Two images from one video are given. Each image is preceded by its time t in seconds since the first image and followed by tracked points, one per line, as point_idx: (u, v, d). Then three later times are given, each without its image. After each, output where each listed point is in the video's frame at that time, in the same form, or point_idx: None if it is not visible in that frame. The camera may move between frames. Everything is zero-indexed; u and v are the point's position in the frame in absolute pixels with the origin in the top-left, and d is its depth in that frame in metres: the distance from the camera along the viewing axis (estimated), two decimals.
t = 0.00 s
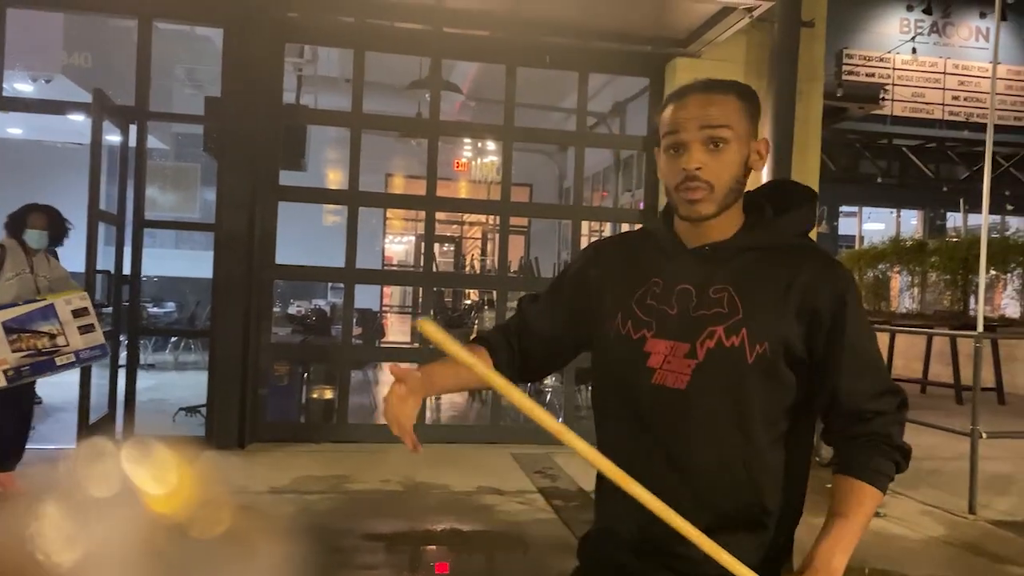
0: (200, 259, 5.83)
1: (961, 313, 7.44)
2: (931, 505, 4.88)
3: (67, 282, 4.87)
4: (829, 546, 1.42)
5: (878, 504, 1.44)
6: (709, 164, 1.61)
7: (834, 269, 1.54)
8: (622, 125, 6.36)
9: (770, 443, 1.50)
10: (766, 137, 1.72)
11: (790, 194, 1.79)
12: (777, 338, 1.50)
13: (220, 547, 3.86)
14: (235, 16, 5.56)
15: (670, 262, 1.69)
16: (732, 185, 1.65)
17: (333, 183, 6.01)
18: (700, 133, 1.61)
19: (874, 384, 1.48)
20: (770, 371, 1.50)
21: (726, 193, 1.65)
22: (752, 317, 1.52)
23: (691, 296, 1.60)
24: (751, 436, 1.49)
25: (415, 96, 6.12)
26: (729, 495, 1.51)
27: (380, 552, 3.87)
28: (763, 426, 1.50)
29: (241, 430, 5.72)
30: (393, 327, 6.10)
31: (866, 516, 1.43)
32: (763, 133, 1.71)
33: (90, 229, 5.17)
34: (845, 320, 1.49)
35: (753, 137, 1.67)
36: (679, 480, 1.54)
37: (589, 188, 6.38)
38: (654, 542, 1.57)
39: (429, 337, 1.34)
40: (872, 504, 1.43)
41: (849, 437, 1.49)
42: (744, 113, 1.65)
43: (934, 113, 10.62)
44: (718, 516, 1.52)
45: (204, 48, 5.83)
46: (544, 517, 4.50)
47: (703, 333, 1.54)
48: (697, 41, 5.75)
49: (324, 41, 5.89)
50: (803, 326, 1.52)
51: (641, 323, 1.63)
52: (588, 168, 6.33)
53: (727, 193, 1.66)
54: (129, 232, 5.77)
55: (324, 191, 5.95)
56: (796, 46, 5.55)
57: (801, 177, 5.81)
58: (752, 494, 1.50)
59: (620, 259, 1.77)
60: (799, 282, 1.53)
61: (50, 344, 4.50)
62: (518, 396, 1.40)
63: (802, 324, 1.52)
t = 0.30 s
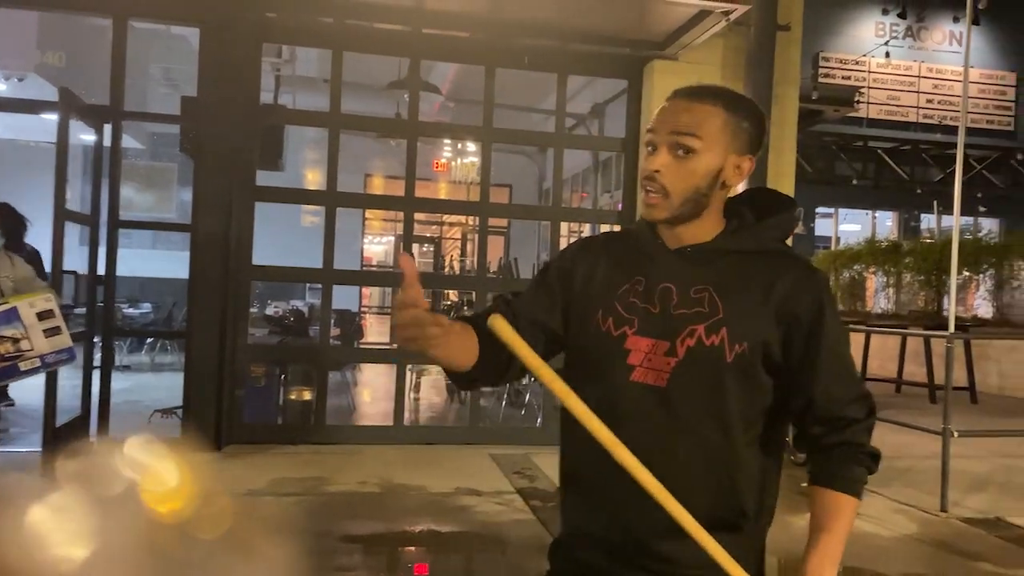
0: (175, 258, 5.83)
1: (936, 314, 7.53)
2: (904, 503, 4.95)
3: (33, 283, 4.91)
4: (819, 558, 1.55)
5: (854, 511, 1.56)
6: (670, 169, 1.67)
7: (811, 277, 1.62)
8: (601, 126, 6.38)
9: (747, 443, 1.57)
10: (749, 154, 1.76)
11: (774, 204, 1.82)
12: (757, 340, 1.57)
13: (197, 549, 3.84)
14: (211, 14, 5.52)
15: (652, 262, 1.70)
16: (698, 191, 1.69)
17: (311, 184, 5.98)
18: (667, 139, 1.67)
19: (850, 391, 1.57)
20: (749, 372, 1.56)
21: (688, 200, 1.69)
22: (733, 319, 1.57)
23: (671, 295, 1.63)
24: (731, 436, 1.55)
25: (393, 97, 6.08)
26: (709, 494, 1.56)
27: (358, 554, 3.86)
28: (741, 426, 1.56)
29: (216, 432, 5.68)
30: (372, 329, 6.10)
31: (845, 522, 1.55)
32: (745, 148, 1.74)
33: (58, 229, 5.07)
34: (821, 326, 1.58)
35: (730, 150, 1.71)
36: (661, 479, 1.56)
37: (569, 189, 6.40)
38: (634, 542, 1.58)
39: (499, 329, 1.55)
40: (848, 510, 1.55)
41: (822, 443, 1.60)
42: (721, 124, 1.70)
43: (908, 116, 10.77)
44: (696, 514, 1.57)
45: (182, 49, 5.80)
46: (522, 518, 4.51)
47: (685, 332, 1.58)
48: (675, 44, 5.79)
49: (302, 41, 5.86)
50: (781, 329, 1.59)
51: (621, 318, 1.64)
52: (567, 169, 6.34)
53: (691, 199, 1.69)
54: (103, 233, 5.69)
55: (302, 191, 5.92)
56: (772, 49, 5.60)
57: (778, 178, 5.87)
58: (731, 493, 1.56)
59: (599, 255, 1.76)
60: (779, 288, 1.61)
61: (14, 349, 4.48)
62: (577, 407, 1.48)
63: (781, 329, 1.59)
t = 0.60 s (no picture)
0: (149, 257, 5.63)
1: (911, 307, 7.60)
2: (881, 494, 4.99)
3: None
4: (781, 555, 1.54)
5: (814, 507, 1.57)
6: (656, 156, 1.66)
7: (783, 274, 1.62)
8: (580, 121, 6.38)
9: (717, 436, 1.57)
10: (728, 145, 1.76)
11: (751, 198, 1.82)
12: (728, 334, 1.57)
13: (175, 548, 3.80)
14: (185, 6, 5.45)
15: (629, 255, 1.69)
16: (681, 181, 1.69)
17: (288, 179, 5.93)
18: (652, 127, 1.67)
19: (818, 389, 1.58)
20: (718, 365, 1.57)
21: (671, 189, 1.69)
22: (706, 312, 1.58)
23: (647, 287, 1.63)
24: (701, 428, 1.55)
25: (370, 91, 6.05)
26: (677, 487, 1.56)
27: (338, 550, 3.84)
28: (711, 418, 1.56)
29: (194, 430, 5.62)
30: (351, 325, 6.06)
31: (805, 518, 1.55)
32: (726, 138, 1.75)
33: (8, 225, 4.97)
34: (791, 322, 1.59)
35: (712, 140, 1.71)
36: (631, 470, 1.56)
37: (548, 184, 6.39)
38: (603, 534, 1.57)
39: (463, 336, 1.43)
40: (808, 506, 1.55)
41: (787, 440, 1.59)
42: (704, 114, 1.70)
43: (883, 110, 11.02)
44: (665, 505, 1.57)
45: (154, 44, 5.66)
46: (502, 512, 4.51)
47: (657, 324, 1.58)
48: (653, 38, 5.79)
49: (279, 34, 5.84)
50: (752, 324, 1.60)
51: (596, 310, 1.64)
52: (546, 164, 6.33)
53: (673, 189, 1.69)
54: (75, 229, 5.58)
55: (278, 186, 5.87)
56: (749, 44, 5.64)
57: (755, 172, 5.91)
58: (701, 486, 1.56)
59: (575, 248, 1.75)
60: (750, 283, 1.62)
61: None
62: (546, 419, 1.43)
63: (751, 324, 1.59)
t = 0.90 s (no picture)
0: (135, 254, 5.59)
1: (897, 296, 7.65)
2: (868, 481, 5.02)
3: None
4: (752, 546, 1.45)
5: (791, 496, 1.47)
6: (580, 149, 1.65)
7: (747, 255, 1.54)
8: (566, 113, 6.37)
9: (683, 426, 1.53)
10: (669, 122, 1.68)
11: (718, 184, 1.77)
12: (688, 321, 1.52)
13: (166, 546, 3.78)
14: None
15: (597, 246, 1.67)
16: (612, 168, 1.64)
17: (273, 174, 5.90)
18: (576, 120, 1.65)
19: (789, 375, 1.49)
20: (681, 354, 1.52)
21: (604, 177, 1.65)
22: (667, 299, 1.53)
23: (613, 277, 1.60)
24: (666, 419, 1.52)
25: (355, 85, 5.96)
26: (645, 477, 1.53)
27: (327, 546, 3.83)
28: (676, 409, 1.52)
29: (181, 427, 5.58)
30: (339, 320, 6.06)
31: (779, 509, 1.46)
32: (663, 120, 1.67)
33: None
34: (756, 307, 1.50)
35: (643, 124, 1.65)
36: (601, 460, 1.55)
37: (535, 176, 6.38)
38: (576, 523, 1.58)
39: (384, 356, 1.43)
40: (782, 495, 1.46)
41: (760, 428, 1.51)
42: (626, 97, 1.64)
43: (867, 99, 11.09)
44: (636, 496, 1.54)
45: (135, 39, 5.55)
46: (491, 505, 4.51)
47: (617, 314, 1.55)
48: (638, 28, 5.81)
49: (261, 28, 5.78)
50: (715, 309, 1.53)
51: (564, 301, 1.64)
52: (532, 156, 6.32)
53: (609, 177, 1.65)
54: (58, 226, 5.53)
55: (263, 180, 5.84)
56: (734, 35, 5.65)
57: (741, 163, 5.93)
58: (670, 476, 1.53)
59: (550, 244, 1.76)
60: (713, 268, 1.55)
61: None
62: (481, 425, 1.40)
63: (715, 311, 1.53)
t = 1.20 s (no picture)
0: (134, 253, 5.60)
1: (894, 287, 7.66)
2: (867, 473, 5.04)
3: None
4: (717, 540, 1.34)
5: (755, 486, 1.35)
6: (523, 151, 1.66)
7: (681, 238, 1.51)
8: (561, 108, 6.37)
9: (636, 411, 1.54)
10: (608, 115, 1.64)
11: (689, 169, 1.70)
12: (630, 310, 1.55)
13: (166, 543, 3.79)
14: None
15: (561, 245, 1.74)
16: (553, 167, 1.64)
17: (269, 171, 5.89)
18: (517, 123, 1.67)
19: (731, 355, 1.39)
20: (626, 342, 1.55)
21: (547, 177, 1.65)
22: (609, 291, 1.58)
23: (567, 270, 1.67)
24: (616, 410, 1.55)
25: (350, 81, 6.00)
26: (604, 465, 1.56)
27: (327, 543, 3.83)
28: (626, 397, 1.55)
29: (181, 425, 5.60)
30: (337, 317, 6.04)
31: (744, 504, 1.35)
32: (601, 114, 1.63)
33: None
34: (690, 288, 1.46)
35: (579, 120, 1.62)
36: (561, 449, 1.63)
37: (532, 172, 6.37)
38: (549, 515, 1.64)
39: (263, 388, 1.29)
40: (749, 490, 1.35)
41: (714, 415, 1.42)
42: (559, 97, 1.62)
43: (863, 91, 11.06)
44: (598, 484, 1.58)
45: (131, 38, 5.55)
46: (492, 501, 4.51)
47: (570, 307, 1.63)
48: (632, 23, 5.83)
49: (256, 25, 5.75)
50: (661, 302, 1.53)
51: (533, 300, 1.74)
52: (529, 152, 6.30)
53: (553, 177, 1.65)
54: (54, 226, 5.49)
55: (256, 178, 5.82)
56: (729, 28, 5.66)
57: (737, 156, 5.94)
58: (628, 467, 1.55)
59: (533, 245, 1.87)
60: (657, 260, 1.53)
61: None
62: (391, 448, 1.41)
63: (656, 296, 1.53)
